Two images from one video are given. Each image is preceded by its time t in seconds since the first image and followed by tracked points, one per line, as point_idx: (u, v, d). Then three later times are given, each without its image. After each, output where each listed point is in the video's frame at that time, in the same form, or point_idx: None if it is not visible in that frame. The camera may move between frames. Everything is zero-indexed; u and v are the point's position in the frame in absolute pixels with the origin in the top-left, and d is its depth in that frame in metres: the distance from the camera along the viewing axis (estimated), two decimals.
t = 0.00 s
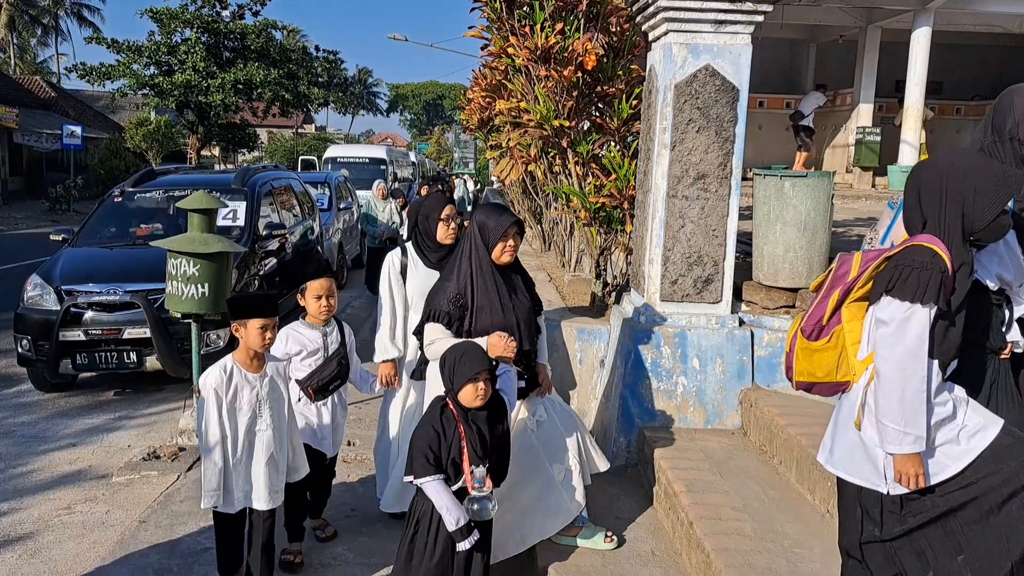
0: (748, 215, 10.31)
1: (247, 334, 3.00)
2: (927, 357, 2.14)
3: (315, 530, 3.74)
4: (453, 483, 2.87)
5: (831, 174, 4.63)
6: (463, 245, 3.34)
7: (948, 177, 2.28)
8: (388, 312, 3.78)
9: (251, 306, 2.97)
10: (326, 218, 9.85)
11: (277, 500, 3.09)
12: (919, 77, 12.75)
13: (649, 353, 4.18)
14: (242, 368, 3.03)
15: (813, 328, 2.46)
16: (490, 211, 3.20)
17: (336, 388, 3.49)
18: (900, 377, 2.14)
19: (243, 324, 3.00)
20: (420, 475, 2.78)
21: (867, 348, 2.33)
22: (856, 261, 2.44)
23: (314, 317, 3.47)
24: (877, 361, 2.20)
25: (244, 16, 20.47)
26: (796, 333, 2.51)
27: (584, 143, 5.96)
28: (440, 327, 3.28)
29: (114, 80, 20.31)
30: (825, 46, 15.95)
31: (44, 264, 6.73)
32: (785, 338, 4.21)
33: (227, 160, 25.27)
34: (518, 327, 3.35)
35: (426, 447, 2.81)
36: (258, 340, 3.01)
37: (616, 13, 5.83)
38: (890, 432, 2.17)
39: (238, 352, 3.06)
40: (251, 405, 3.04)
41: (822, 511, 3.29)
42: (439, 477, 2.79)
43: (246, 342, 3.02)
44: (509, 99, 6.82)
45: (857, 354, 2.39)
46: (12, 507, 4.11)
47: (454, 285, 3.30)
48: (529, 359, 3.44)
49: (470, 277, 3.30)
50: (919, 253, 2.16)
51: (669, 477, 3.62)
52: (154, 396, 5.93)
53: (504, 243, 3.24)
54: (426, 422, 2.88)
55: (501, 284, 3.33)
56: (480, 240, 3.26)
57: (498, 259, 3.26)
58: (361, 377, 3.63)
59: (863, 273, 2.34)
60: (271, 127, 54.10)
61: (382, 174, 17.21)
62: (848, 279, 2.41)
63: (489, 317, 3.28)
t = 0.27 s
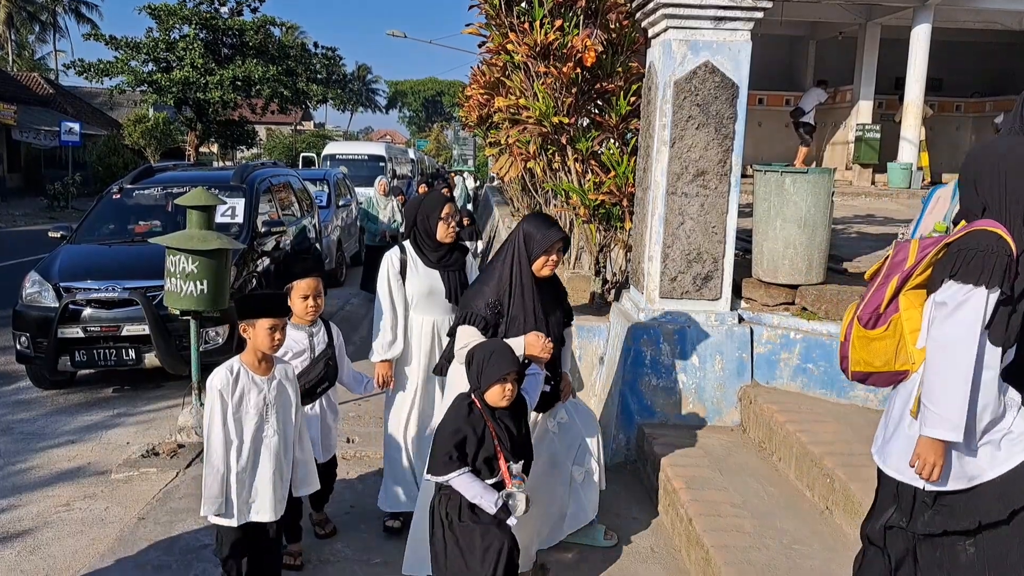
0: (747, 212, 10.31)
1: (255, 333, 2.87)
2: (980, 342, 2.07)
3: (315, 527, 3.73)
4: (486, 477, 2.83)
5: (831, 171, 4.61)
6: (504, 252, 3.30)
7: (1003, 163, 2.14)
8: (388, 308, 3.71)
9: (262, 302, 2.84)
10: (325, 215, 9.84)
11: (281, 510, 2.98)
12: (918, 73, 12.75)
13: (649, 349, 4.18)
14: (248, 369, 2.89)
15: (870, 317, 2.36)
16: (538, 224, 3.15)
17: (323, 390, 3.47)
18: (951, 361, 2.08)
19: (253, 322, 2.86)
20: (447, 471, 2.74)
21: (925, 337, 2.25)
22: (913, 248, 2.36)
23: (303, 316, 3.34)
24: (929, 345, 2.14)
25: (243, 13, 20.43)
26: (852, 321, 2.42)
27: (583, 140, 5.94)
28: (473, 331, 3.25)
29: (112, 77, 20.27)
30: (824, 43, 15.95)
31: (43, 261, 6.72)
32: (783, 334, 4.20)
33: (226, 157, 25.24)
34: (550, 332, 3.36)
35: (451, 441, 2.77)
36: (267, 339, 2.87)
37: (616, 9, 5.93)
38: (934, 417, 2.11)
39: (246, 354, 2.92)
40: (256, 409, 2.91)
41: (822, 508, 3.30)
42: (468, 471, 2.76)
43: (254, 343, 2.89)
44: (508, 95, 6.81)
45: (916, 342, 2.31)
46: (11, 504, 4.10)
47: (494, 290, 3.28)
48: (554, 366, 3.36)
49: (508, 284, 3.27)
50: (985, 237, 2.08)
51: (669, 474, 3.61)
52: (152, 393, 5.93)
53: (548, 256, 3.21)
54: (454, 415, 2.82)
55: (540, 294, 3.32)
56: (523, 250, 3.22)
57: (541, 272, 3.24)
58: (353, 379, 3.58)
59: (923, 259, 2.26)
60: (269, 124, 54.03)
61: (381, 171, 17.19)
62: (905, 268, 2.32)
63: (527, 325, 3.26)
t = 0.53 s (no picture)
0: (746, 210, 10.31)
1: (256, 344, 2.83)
2: None
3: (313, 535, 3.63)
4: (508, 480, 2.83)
5: (830, 169, 4.60)
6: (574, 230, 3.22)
7: None
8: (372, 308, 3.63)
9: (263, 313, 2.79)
10: (323, 213, 9.83)
11: (287, 521, 2.97)
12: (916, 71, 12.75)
13: (647, 347, 4.18)
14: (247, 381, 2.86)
15: (926, 276, 2.55)
16: (611, 209, 3.08)
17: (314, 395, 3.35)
18: None
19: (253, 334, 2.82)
20: (470, 476, 2.74)
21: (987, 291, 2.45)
22: (963, 207, 2.57)
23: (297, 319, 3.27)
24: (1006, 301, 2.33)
25: (240, 9, 20.38)
26: (907, 283, 2.61)
27: (581, 137, 5.93)
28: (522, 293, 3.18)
29: (110, 74, 20.23)
30: (823, 40, 15.94)
31: (41, 258, 6.71)
32: (782, 332, 4.21)
33: (224, 154, 25.22)
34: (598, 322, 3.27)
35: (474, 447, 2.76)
36: (269, 350, 2.84)
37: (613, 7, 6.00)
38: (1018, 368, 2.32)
39: (242, 363, 2.87)
40: (257, 420, 2.87)
41: (819, 505, 3.30)
42: (490, 477, 2.76)
43: (254, 353, 2.84)
44: (506, 93, 6.80)
45: (974, 300, 2.50)
46: (10, 501, 4.11)
47: (555, 263, 3.20)
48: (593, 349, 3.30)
49: (570, 261, 3.19)
50: None
51: (667, 472, 3.61)
52: (151, 391, 5.93)
53: (617, 241, 3.13)
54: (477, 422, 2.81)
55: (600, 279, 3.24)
56: (592, 229, 3.15)
57: (606, 256, 3.17)
58: (348, 380, 3.49)
59: (978, 216, 2.46)
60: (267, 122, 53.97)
61: (380, 168, 17.18)
62: (959, 223, 2.52)
63: (579, 306, 3.18)
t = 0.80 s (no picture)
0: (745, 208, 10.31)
1: (253, 352, 2.70)
2: None
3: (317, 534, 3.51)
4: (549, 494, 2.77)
5: (828, 166, 4.61)
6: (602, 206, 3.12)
7: None
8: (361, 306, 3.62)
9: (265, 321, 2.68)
10: (322, 210, 9.83)
11: (294, 529, 2.88)
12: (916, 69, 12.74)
13: (646, 345, 4.17)
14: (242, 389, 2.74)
15: (970, 262, 2.50)
16: (644, 184, 2.95)
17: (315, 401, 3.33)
18: None
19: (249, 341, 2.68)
20: (519, 491, 2.68)
21: None
22: (1008, 189, 2.46)
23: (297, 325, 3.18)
24: None
25: (240, 7, 20.36)
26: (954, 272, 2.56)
27: (580, 135, 5.93)
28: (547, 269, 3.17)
29: (109, 72, 20.21)
30: (822, 37, 15.92)
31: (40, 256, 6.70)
32: (782, 330, 4.21)
33: (224, 152, 25.21)
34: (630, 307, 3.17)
35: (528, 465, 2.69)
36: (270, 359, 2.74)
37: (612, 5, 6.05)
38: None
39: (234, 369, 2.73)
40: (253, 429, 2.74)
41: (818, 502, 3.30)
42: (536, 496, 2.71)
43: (251, 361, 2.72)
44: (505, 90, 6.80)
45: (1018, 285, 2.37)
46: (9, 498, 4.11)
47: (584, 237, 3.11)
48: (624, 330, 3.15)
49: (598, 238, 3.08)
50: None
51: (667, 470, 3.61)
52: (150, 388, 5.93)
53: (645, 218, 3.00)
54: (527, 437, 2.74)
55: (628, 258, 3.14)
56: (621, 206, 3.03)
57: (632, 233, 3.05)
58: (348, 384, 3.46)
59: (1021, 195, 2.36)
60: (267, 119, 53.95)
61: (379, 165, 17.17)
62: (1002, 205, 2.42)
63: (607, 284, 3.09)
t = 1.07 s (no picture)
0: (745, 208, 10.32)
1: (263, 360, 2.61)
2: None
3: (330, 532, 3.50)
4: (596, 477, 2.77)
5: (827, 167, 4.61)
6: (605, 191, 3.12)
7: None
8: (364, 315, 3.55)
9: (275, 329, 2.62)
10: (322, 210, 9.82)
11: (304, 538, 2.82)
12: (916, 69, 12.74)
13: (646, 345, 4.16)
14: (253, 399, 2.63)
15: None
16: (644, 165, 2.96)
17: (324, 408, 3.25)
18: None
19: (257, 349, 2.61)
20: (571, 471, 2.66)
21: None
22: None
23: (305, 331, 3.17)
24: None
25: (239, 6, 20.35)
26: None
27: (579, 135, 5.93)
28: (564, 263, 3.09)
29: (108, 71, 20.20)
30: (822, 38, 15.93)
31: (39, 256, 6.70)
32: (781, 330, 4.20)
33: (223, 151, 25.21)
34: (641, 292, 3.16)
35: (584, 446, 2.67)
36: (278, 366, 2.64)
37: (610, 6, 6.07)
38: None
39: (244, 379, 2.64)
40: (269, 438, 2.66)
41: (817, 503, 3.30)
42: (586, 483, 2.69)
43: (263, 370, 2.63)
44: (505, 90, 6.79)
45: None
46: (8, 499, 4.11)
47: (593, 224, 3.10)
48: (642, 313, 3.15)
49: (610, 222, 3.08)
50: None
51: (667, 471, 3.59)
52: (149, 388, 5.93)
53: (648, 199, 3.01)
54: (581, 416, 2.70)
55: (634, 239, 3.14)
56: (623, 189, 3.04)
57: (636, 215, 3.06)
58: (355, 393, 3.40)
59: None
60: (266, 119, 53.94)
61: (378, 165, 17.17)
62: None
63: (619, 271, 3.08)
